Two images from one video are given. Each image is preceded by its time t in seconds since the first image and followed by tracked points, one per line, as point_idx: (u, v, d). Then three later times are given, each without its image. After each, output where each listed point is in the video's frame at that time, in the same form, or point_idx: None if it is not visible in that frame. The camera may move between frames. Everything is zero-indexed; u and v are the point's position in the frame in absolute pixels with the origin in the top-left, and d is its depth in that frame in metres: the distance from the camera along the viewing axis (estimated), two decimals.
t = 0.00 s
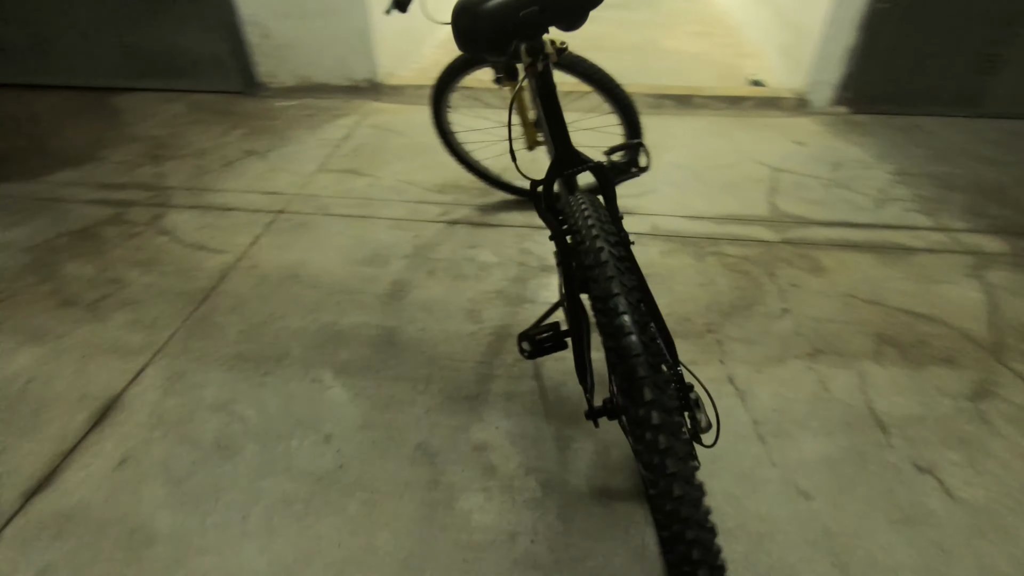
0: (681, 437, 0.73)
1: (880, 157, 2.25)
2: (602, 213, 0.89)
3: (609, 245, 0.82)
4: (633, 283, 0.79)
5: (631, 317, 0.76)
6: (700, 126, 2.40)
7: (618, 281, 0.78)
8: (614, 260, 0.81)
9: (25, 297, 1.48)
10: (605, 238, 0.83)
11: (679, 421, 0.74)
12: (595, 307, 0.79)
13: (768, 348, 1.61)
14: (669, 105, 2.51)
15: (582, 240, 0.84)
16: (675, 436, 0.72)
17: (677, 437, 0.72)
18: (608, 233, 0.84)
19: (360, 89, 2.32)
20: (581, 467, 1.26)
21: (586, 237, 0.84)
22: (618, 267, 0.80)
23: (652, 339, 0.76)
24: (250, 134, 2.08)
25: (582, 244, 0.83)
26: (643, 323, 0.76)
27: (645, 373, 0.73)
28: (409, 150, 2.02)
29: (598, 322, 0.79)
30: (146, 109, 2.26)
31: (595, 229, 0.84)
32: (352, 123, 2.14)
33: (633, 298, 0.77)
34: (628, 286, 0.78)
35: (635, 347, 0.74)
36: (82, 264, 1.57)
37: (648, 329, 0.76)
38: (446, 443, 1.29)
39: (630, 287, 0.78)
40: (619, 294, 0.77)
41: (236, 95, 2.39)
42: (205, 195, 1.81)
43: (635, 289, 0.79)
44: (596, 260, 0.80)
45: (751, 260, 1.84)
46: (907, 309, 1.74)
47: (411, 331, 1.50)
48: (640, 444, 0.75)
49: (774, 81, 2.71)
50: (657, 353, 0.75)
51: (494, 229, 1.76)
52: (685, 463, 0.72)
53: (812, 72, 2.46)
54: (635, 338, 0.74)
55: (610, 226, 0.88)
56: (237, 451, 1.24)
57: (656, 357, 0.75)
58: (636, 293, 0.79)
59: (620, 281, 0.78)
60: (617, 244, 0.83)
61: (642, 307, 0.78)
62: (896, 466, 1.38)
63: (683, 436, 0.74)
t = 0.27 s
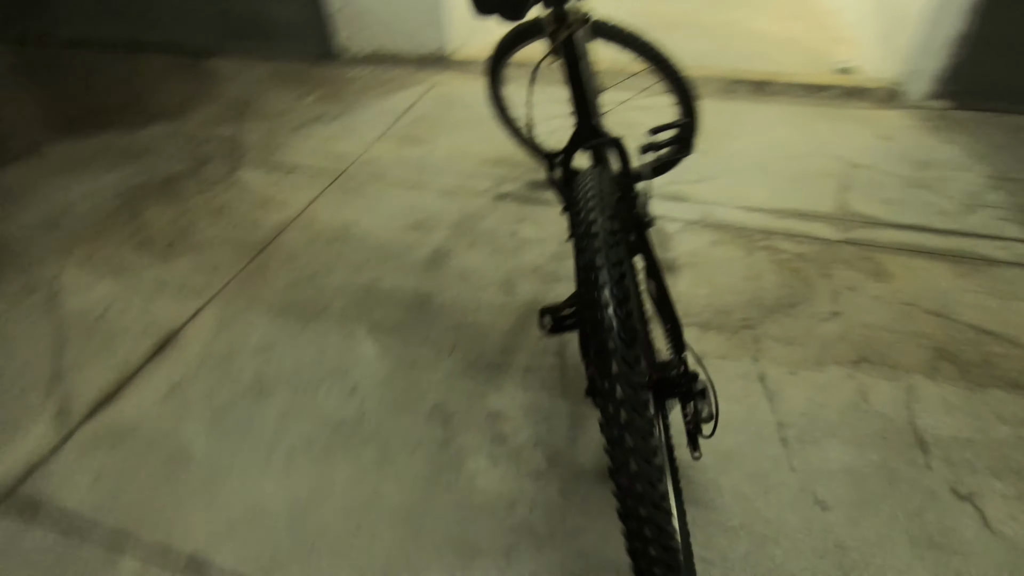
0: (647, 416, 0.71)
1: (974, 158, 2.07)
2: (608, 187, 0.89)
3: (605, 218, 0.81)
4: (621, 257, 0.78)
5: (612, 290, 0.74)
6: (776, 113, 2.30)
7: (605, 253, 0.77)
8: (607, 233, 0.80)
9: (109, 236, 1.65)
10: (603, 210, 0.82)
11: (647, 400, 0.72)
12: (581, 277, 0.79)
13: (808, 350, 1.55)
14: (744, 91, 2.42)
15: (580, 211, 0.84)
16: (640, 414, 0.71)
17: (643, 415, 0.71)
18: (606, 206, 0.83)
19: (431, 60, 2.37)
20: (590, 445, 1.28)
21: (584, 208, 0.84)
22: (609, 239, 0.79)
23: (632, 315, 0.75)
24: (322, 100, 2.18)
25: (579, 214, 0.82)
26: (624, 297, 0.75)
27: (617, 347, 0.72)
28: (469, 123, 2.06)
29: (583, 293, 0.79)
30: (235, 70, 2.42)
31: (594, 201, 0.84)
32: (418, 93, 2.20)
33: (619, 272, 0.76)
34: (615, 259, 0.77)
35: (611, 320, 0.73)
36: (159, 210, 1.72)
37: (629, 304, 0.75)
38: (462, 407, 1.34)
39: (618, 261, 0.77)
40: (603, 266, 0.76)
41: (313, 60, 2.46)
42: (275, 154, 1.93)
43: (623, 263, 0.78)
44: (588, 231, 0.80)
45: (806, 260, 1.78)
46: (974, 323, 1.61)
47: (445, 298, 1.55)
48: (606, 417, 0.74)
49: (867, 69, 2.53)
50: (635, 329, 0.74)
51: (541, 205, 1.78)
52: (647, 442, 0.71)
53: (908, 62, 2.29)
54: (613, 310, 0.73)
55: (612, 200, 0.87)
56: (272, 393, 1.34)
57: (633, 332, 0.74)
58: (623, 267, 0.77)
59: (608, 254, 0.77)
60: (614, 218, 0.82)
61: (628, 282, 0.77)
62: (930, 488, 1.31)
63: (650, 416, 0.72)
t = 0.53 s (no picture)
0: (610, 397, 0.71)
1: None
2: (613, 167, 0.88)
3: (600, 196, 0.81)
4: (609, 237, 0.77)
5: (594, 268, 0.74)
6: (844, 117, 2.21)
7: (593, 231, 0.76)
8: (600, 211, 0.79)
9: (173, 177, 1.77)
10: (600, 189, 0.82)
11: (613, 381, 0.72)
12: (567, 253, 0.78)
13: (831, 362, 1.52)
14: (814, 90, 2.32)
15: (579, 187, 0.83)
16: (604, 394, 0.71)
17: (606, 395, 0.71)
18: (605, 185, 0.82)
19: (495, 34, 2.40)
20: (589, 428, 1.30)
21: (584, 185, 0.83)
22: (600, 217, 0.78)
23: (611, 295, 0.74)
24: (385, 66, 2.25)
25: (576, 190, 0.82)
26: (605, 277, 0.74)
27: (589, 325, 0.72)
28: (522, 101, 2.08)
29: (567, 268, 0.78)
30: (309, 31, 2.52)
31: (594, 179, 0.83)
32: (478, 67, 2.24)
33: (604, 251, 0.76)
34: (603, 237, 0.76)
35: (587, 298, 0.73)
36: (221, 158, 1.84)
37: (610, 284, 0.75)
38: (472, 376, 1.39)
39: (605, 240, 0.76)
40: (590, 243, 0.76)
41: (382, 26, 2.53)
42: (333, 115, 2.02)
43: (610, 243, 0.77)
44: (581, 207, 0.79)
45: (847, 270, 1.72)
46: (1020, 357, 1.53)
47: (472, 270, 1.60)
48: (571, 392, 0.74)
49: (953, 77, 2.38)
50: (611, 309, 0.74)
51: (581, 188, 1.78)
52: (607, 422, 0.71)
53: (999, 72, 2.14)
54: (591, 288, 0.73)
55: (614, 181, 0.86)
56: (298, 339, 1.42)
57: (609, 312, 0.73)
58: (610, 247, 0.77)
59: (596, 232, 0.76)
60: (611, 198, 0.82)
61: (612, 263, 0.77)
62: (940, 518, 1.26)
63: (614, 397, 0.72)
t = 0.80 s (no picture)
0: (570, 383, 0.72)
1: None
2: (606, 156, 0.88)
3: (585, 183, 0.81)
4: (588, 224, 0.77)
5: (568, 253, 0.74)
6: (892, 125, 2.12)
7: (572, 217, 0.77)
8: (582, 198, 0.79)
9: (212, 145, 1.85)
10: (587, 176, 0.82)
11: (574, 367, 0.72)
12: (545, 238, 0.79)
13: (841, 377, 1.48)
14: (863, 96, 2.24)
15: (567, 173, 0.84)
16: (563, 378, 0.72)
17: (565, 380, 0.72)
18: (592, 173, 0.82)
19: (539, 22, 2.39)
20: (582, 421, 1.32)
21: (570, 172, 0.83)
22: (581, 204, 0.78)
23: (582, 282, 0.74)
24: (427, 48, 2.28)
25: (562, 176, 0.82)
26: (578, 264, 0.74)
27: (556, 309, 0.72)
28: (557, 90, 2.08)
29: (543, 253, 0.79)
30: (359, 9, 2.57)
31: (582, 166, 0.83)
32: (517, 54, 2.24)
33: (580, 237, 0.76)
34: (581, 224, 0.76)
35: (557, 283, 0.73)
36: (259, 129, 1.91)
37: (582, 271, 0.75)
38: (474, 358, 1.42)
39: (583, 227, 0.76)
40: (567, 228, 0.76)
41: (427, 9, 2.56)
42: (370, 94, 2.06)
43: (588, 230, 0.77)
44: (564, 193, 0.79)
45: (872, 284, 1.68)
46: None
47: (486, 254, 1.62)
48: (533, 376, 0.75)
49: (1018, 91, 2.26)
50: (580, 296, 0.74)
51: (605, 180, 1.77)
52: (565, 408, 0.72)
53: None
54: (562, 273, 0.73)
55: (603, 169, 0.86)
56: (311, 308, 1.48)
57: (578, 299, 0.74)
58: (587, 234, 0.77)
59: (575, 218, 0.76)
60: (596, 186, 0.81)
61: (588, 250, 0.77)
62: (936, 546, 1.22)
63: (575, 383, 0.73)
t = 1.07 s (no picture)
0: (513, 358, 0.70)
1: None
2: (593, 132, 0.85)
3: (561, 158, 0.79)
4: (555, 199, 0.75)
5: (528, 226, 0.73)
6: (952, 135, 1.99)
7: (539, 190, 0.75)
8: (554, 172, 0.77)
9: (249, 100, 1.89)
10: (565, 151, 0.80)
11: (520, 343, 0.71)
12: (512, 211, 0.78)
13: (847, 394, 1.43)
14: (924, 103, 2.11)
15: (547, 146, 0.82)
16: (507, 353, 0.70)
17: (508, 355, 0.70)
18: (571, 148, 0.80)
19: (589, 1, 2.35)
20: (568, 407, 1.31)
21: (549, 145, 0.81)
22: (552, 178, 0.76)
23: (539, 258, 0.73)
24: (472, 21, 2.27)
25: (540, 149, 0.80)
26: (538, 238, 0.73)
27: (507, 281, 0.71)
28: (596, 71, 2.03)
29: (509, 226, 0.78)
30: None
31: (562, 140, 0.81)
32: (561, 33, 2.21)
33: (544, 211, 0.74)
34: (547, 198, 0.75)
35: (513, 255, 0.72)
36: (295, 89, 1.95)
37: (541, 245, 0.73)
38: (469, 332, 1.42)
39: (548, 201, 0.75)
40: (532, 201, 0.74)
41: None
42: (408, 63, 2.07)
43: (555, 206, 0.75)
44: (538, 166, 0.78)
45: (898, 299, 1.61)
46: None
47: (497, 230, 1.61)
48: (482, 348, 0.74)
49: None
50: (535, 271, 0.72)
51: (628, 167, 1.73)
52: (505, 382, 0.70)
53: None
54: (519, 246, 0.72)
55: (586, 147, 0.84)
56: (319, 267, 1.51)
57: (532, 273, 0.72)
58: (552, 209, 0.75)
59: (541, 192, 0.75)
60: (573, 161, 0.79)
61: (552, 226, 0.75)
62: None
63: (519, 359, 0.71)
